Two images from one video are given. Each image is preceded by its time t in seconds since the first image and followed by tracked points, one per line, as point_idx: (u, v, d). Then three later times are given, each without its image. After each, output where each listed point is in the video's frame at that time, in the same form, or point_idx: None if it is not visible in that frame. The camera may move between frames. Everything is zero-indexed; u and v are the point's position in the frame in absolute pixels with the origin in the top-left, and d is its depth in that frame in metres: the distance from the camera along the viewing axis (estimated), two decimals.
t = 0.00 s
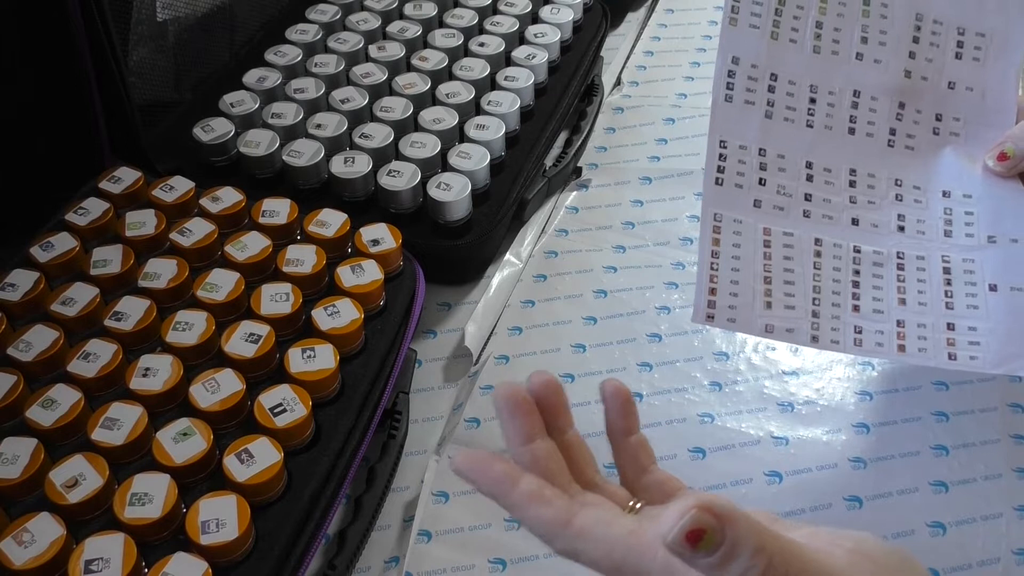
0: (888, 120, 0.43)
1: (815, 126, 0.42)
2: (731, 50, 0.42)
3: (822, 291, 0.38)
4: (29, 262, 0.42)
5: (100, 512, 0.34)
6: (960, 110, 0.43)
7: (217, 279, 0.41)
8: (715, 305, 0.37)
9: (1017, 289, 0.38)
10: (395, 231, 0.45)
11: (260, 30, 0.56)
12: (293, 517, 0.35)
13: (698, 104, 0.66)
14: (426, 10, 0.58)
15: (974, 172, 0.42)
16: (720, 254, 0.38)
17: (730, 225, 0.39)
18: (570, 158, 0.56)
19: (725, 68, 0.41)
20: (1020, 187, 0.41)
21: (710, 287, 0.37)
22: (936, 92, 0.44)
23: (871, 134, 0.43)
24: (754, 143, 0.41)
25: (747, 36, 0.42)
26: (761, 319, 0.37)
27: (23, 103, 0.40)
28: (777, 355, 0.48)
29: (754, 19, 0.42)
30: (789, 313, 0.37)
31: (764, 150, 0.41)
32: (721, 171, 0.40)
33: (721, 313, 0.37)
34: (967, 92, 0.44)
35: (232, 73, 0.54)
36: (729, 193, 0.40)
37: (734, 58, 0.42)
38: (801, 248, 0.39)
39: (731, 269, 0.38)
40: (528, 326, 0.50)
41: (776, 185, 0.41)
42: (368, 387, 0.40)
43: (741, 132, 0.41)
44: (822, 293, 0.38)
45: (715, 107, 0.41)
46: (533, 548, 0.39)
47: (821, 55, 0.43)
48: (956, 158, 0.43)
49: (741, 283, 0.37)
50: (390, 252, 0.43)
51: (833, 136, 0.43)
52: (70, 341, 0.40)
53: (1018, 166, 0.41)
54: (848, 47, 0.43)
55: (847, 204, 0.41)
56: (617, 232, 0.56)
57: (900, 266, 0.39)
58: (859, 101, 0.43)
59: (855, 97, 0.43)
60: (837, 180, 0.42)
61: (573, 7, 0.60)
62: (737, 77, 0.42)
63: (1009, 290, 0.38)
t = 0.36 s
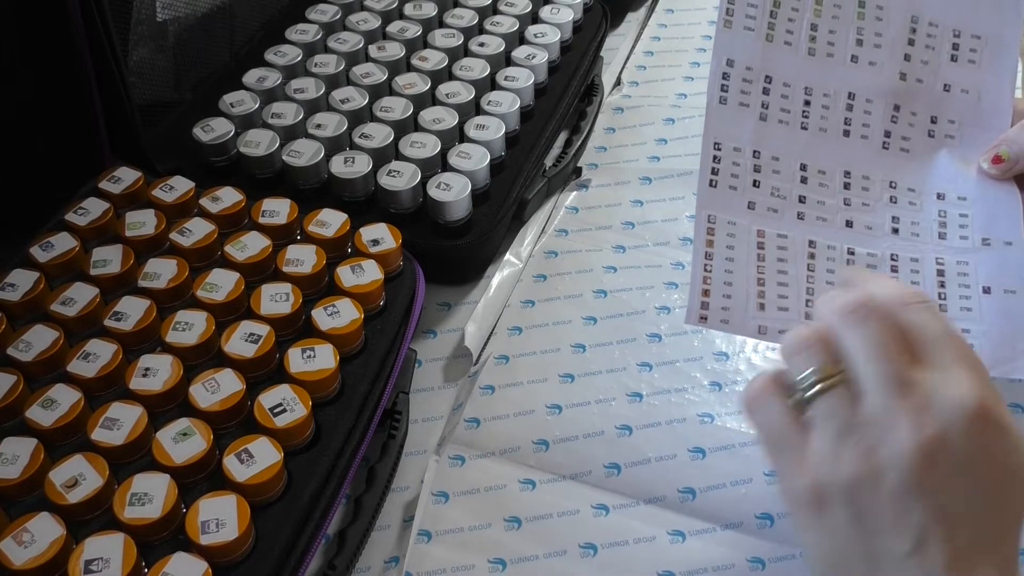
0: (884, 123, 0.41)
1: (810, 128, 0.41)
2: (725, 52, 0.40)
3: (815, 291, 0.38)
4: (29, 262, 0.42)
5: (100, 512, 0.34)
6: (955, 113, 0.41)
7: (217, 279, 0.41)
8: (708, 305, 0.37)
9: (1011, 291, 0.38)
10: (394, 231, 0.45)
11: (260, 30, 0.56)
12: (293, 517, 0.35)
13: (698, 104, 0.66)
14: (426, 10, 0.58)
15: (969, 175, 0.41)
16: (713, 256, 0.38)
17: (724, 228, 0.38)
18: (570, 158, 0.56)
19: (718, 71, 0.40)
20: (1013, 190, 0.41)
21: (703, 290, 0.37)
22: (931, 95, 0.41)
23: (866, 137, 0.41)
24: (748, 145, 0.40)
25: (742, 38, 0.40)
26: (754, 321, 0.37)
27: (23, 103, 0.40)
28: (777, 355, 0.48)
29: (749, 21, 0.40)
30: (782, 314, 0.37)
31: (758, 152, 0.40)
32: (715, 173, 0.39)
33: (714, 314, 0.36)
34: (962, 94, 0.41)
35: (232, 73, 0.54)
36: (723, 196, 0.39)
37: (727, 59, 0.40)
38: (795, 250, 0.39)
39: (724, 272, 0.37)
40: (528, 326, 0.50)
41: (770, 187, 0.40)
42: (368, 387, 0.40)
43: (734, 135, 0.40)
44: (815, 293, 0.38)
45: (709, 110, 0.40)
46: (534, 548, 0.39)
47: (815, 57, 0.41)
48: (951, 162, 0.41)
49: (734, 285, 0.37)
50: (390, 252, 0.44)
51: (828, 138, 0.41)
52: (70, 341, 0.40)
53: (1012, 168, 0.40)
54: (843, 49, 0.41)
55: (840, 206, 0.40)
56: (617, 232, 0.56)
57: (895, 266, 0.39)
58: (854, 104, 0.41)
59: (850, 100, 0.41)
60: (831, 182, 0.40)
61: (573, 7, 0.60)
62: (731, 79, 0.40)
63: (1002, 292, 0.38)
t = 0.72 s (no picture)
0: (881, 126, 0.38)
1: (805, 131, 0.38)
2: (722, 53, 0.37)
3: (807, 297, 0.36)
4: (29, 262, 0.42)
5: (100, 512, 0.34)
6: (954, 116, 0.38)
7: (217, 279, 0.41)
8: (699, 309, 0.36)
9: (1004, 297, 0.36)
10: (394, 231, 0.45)
11: (260, 30, 0.56)
12: (293, 517, 0.35)
13: (698, 104, 0.66)
14: (426, 10, 0.58)
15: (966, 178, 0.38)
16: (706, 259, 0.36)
17: (717, 232, 0.37)
18: (570, 158, 0.56)
19: (715, 72, 0.37)
20: (1012, 195, 0.37)
21: (694, 291, 0.36)
22: (930, 99, 0.38)
23: (864, 141, 0.38)
24: (743, 148, 0.37)
25: (739, 40, 0.37)
26: (743, 324, 0.36)
27: (23, 103, 0.40)
28: (777, 355, 0.48)
29: (747, 22, 0.37)
30: (773, 318, 0.36)
31: (753, 156, 0.37)
32: (709, 176, 0.37)
33: (705, 317, 0.36)
34: (961, 98, 0.38)
35: (232, 73, 0.54)
36: (716, 201, 0.37)
37: (724, 60, 0.37)
38: (787, 254, 0.37)
39: (715, 275, 0.36)
40: (528, 326, 0.50)
41: (764, 191, 0.37)
42: (368, 387, 0.40)
43: (729, 137, 0.37)
44: (807, 299, 0.36)
45: (703, 113, 0.38)
46: (533, 548, 0.39)
47: (813, 59, 0.38)
48: (948, 167, 0.38)
49: (725, 288, 0.36)
50: (390, 252, 0.44)
51: (823, 142, 0.38)
52: (70, 341, 0.40)
53: (1011, 173, 0.37)
54: (841, 52, 0.38)
55: (835, 210, 0.38)
56: (617, 232, 0.56)
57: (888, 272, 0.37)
58: (852, 108, 0.38)
59: (848, 103, 0.38)
60: (826, 185, 0.38)
61: (573, 7, 0.60)
62: (728, 82, 0.37)
63: (994, 298, 0.36)
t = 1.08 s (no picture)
0: (874, 139, 0.37)
1: (796, 146, 0.37)
2: (709, 73, 0.37)
3: (796, 312, 0.36)
4: (29, 262, 0.42)
5: (100, 512, 0.34)
6: (953, 126, 0.37)
7: (217, 279, 0.41)
8: (686, 326, 0.37)
9: (1001, 309, 0.35)
10: (394, 231, 0.45)
11: (260, 30, 0.56)
12: (293, 517, 0.35)
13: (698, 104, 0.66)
14: (426, 10, 0.58)
15: (965, 189, 0.36)
16: (694, 276, 0.37)
17: (705, 249, 0.37)
18: (570, 158, 0.56)
19: (702, 92, 0.37)
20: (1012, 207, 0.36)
21: (681, 309, 0.36)
22: (927, 109, 0.37)
23: (857, 154, 0.37)
24: (731, 166, 0.37)
25: (727, 60, 0.37)
26: (732, 340, 0.36)
27: (23, 103, 0.40)
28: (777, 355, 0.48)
29: (734, 40, 0.37)
30: (762, 333, 0.36)
31: (741, 174, 0.37)
32: (697, 194, 0.37)
33: (694, 330, 0.37)
34: (960, 108, 0.37)
35: (232, 73, 0.54)
36: (705, 218, 0.37)
37: (711, 80, 0.37)
38: (776, 270, 0.37)
39: (703, 291, 0.37)
40: (528, 326, 0.50)
41: (753, 207, 0.37)
42: (368, 387, 0.40)
43: (717, 156, 0.37)
44: (796, 315, 0.36)
45: (692, 133, 0.37)
46: (533, 548, 0.39)
47: (803, 76, 0.37)
48: (946, 177, 0.36)
49: (714, 303, 0.37)
50: (390, 252, 0.44)
51: (814, 158, 0.37)
52: (70, 341, 0.40)
53: (1011, 184, 0.35)
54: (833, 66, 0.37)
55: (826, 223, 0.37)
56: (617, 232, 0.56)
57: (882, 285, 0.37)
58: (844, 123, 0.37)
59: (840, 118, 0.37)
60: (818, 201, 0.37)
61: (573, 7, 0.60)
62: (716, 101, 0.37)
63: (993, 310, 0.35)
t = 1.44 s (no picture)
0: (889, 148, 0.35)
1: (805, 159, 0.35)
2: (718, 84, 0.34)
3: (800, 325, 0.36)
4: (29, 262, 0.42)
5: (100, 512, 0.34)
6: (973, 133, 0.34)
7: (217, 279, 0.41)
8: (688, 342, 0.37)
9: (1018, 319, 0.34)
10: (394, 231, 0.45)
11: (260, 30, 0.57)
12: (293, 517, 0.35)
13: (698, 104, 0.66)
14: (426, 10, 0.58)
15: (982, 198, 0.34)
16: (695, 293, 0.37)
17: (707, 265, 0.36)
18: (570, 158, 0.56)
19: (709, 105, 0.35)
20: None
21: (683, 325, 0.37)
22: (946, 116, 0.34)
23: (868, 166, 0.35)
24: (737, 181, 0.36)
25: (737, 71, 0.34)
26: (733, 355, 0.37)
27: (23, 103, 0.40)
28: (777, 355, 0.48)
29: (745, 51, 0.34)
30: (765, 347, 0.37)
31: (747, 189, 0.36)
32: (701, 211, 0.36)
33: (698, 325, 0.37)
34: (982, 113, 0.34)
35: (232, 73, 0.54)
36: (707, 235, 0.36)
37: (720, 92, 0.34)
38: (781, 284, 0.36)
39: (705, 307, 0.37)
40: (528, 326, 0.50)
41: (758, 222, 0.36)
42: (368, 386, 0.40)
43: (724, 171, 0.35)
44: (799, 329, 0.36)
45: (698, 148, 0.35)
46: (533, 548, 0.39)
47: (816, 85, 0.34)
48: (962, 187, 0.34)
49: (715, 320, 0.37)
50: (390, 252, 0.44)
51: (823, 170, 0.35)
52: (70, 341, 0.40)
53: None
54: (848, 73, 0.34)
55: (834, 236, 0.36)
56: (617, 232, 0.56)
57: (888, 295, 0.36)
58: (858, 133, 0.35)
59: (854, 127, 0.35)
60: (825, 214, 0.36)
61: (573, 7, 0.60)
62: (724, 115, 0.35)
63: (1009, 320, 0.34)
